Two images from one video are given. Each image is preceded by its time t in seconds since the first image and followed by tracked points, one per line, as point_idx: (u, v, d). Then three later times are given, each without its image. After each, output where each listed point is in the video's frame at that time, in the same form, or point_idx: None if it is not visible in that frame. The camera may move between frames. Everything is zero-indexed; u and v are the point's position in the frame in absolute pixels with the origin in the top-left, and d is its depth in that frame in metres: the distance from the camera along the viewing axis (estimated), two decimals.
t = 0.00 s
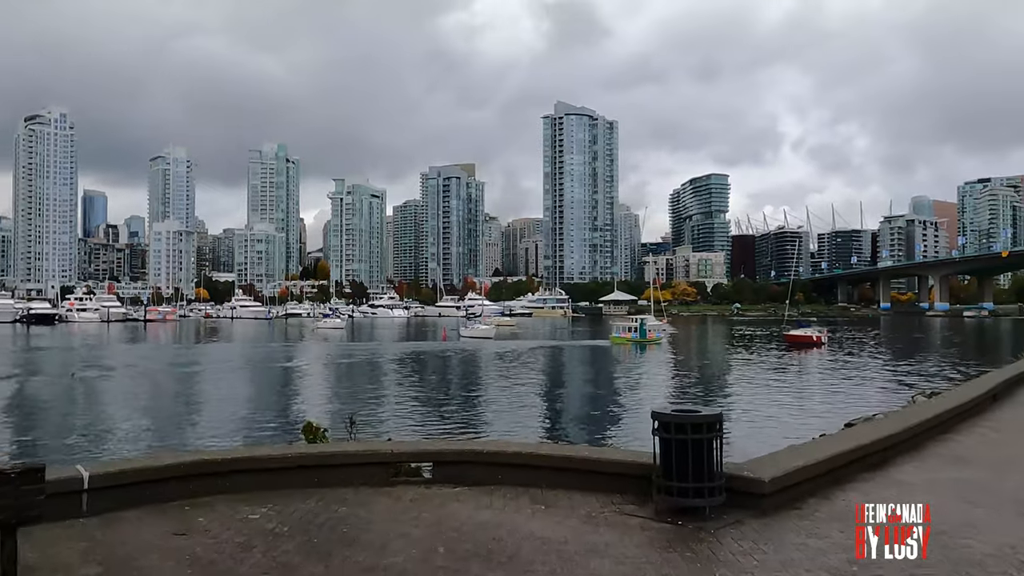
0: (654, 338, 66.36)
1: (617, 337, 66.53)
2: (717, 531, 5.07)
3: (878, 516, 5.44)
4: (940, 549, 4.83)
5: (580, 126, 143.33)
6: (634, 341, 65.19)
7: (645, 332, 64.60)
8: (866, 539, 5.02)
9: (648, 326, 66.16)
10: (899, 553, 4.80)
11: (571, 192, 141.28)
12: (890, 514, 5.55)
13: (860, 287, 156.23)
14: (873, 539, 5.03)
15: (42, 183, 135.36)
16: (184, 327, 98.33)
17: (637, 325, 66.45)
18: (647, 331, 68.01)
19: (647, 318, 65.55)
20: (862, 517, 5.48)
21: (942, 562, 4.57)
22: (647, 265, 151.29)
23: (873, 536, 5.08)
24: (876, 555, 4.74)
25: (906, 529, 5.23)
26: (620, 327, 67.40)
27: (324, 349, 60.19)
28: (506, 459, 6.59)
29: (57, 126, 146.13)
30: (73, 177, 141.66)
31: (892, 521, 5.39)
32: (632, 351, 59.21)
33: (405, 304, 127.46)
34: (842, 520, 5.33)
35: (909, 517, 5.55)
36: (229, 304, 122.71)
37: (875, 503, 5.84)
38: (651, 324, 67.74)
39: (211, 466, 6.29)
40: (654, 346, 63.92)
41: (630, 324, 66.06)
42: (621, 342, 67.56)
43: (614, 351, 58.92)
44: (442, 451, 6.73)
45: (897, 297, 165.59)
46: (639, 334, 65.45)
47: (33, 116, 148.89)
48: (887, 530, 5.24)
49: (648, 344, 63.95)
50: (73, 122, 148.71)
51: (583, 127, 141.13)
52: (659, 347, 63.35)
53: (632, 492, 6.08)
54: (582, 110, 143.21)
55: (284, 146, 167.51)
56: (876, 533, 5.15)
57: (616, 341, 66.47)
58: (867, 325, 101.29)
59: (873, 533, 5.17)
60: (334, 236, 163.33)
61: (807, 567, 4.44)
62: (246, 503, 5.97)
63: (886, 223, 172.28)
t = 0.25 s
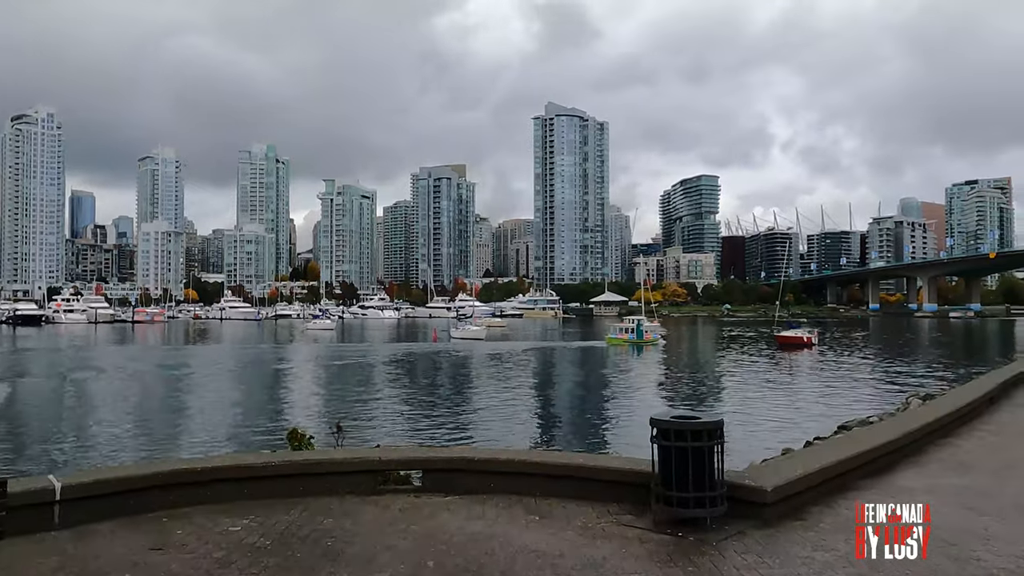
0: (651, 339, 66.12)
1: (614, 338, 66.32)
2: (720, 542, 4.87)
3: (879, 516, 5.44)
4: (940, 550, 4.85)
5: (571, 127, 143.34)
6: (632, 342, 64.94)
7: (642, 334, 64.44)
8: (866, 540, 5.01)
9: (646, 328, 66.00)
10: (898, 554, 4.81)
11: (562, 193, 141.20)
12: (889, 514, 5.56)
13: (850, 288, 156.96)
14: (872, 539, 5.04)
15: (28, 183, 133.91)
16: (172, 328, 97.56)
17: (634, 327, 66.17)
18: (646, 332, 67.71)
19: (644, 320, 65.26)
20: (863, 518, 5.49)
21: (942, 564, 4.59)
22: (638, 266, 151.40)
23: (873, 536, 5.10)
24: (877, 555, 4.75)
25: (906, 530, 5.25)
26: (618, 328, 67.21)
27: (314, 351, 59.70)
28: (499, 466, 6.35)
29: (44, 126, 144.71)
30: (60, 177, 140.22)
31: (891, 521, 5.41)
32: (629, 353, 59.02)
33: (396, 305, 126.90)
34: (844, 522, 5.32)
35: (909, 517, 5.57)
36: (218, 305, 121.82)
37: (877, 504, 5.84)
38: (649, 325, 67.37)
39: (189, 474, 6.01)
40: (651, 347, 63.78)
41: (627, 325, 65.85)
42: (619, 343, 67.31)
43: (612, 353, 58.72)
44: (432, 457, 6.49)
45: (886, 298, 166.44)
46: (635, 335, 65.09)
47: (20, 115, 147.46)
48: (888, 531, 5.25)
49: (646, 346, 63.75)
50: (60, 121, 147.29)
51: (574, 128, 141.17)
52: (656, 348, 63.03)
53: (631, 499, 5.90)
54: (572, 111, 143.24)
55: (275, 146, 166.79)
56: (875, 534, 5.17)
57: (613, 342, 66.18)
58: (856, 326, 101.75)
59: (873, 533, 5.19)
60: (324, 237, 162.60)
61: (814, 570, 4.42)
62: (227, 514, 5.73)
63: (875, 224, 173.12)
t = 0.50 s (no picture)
0: (651, 339, 66.15)
1: (614, 338, 66.31)
2: (726, 550, 4.64)
3: (878, 515, 5.34)
4: (942, 549, 4.76)
5: (564, 128, 143.35)
6: (631, 343, 64.91)
7: (641, 334, 64.43)
8: (865, 541, 4.91)
9: (644, 328, 65.97)
10: (898, 554, 4.71)
11: (555, 194, 141.12)
12: (890, 514, 5.46)
13: (842, 288, 157.35)
14: (871, 539, 4.94)
15: (19, 184, 132.84)
16: (164, 329, 96.93)
17: (633, 327, 66.16)
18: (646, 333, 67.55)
19: (643, 320, 65.23)
20: (862, 518, 5.38)
21: (944, 565, 4.50)
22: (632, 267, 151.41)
23: (872, 536, 5.00)
24: (876, 556, 4.65)
25: (906, 529, 5.15)
26: (618, 328, 67.11)
27: (306, 352, 59.32)
28: (495, 470, 6.11)
29: (36, 126, 144.10)
30: (52, 177, 139.50)
31: (892, 520, 5.31)
32: (628, 353, 58.91)
33: (389, 305, 126.50)
34: (844, 522, 5.21)
35: (907, 517, 5.49)
36: (210, 306, 121.19)
37: (876, 503, 5.75)
38: (649, 326, 67.15)
39: (172, 476, 5.76)
40: (650, 347, 63.80)
41: (626, 326, 65.80)
42: (618, 343, 67.29)
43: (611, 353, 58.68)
44: (425, 461, 6.25)
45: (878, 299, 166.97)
46: (634, 336, 64.97)
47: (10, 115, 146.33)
48: (887, 530, 5.15)
49: (645, 346, 63.77)
50: (51, 121, 146.25)
51: (567, 129, 141.20)
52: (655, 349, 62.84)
53: (631, 504, 5.67)
54: (566, 112, 143.27)
55: (268, 147, 166.23)
56: (874, 533, 5.07)
57: (613, 342, 66.09)
58: (849, 327, 101.98)
59: (872, 532, 5.10)
60: (318, 238, 162.06)
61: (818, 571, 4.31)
62: (212, 520, 5.49)
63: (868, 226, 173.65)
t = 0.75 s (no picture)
0: (653, 340, 66.07)
1: (617, 340, 66.23)
2: (738, 563, 4.45)
3: (877, 515, 5.36)
4: (940, 550, 4.81)
5: (560, 129, 143.19)
6: (633, 344, 64.82)
7: (643, 335, 64.36)
8: (865, 541, 4.92)
9: (646, 329, 65.90)
10: (900, 553, 4.73)
11: (551, 196, 140.86)
12: (889, 515, 5.50)
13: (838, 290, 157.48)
14: (872, 539, 4.95)
15: (13, 185, 132.01)
16: (159, 331, 96.30)
17: (636, 328, 66.06)
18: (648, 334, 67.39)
19: (646, 322, 65.12)
20: (862, 517, 5.40)
21: (944, 564, 4.53)
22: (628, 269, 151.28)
23: (873, 536, 5.01)
24: (875, 555, 4.68)
25: (905, 529, 5.19)
26: (620, 329, 67.01)
27: (301, 354, 58.94)
28: (494, 479, 5.87)
29: (29, 127, 143.34)
30: (46, 178, 138.73)
31: (891, 521, 5.34)
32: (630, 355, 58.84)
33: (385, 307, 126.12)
34: (844, 522, 5.21)
35: (908, 517, 5.54)
36: (205, 308, 120.74)
37: (876, 504, 5.77)
38: (651, 327, 67.31)
39: (154, 487, 5.51)
40: (652, 348, 63.78)
41: (628, 327, 65.73)
42: (620, 345, 67.19)
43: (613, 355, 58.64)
44: (422, 470, 6.00)
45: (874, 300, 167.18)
46: (636, 337, 64.86)
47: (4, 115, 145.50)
48: (887, 531, 5.18)
49: (647, 347, 63.76)
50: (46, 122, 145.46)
51: (563, 130, 141.04)
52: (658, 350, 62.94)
53: (639, 516, 5.47)
54: (562, 114, 143.08)
55: (263, 148, 165.66)
56: (875, 534, 5.08)
57: (615, 344, 65.92)
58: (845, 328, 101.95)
59: (872, 533, 5.11)
60: (313, 240, 161.55)
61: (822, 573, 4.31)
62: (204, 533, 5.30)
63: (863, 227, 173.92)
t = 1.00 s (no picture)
0: (655, 342, 66.08)
1: (620, 341, 66.26)
2: None
3: (873, 513, 5.37)
4: (938, 551, 4.83)
5: (557, 130, 143.09)
6: (636, 345, 64.77)
7: (647, 337, 64.50)
8: (864, 541, 4.93)
9: (649, 331, 65.85)
10: (898, 554, 4.73)
11: (548, 197, 140.64)
12: (888, 514, 5.50)
13: (833, 291, 157.64)
14: (870, 539, 4.95)
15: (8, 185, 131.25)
16: (154, 333, 95.80)
17: (638, 329, 66.10)
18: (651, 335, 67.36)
19: (648, 323, 65.13)
20: (861, 516, 5.37)
21: (942, 563, 4.55)
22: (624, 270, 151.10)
23: (872, 536, 5.01)
24: (876, 556, 4.65)
25: (904, 529, 5.21)
26: (622, 330, 67.03)
27: (298, 355, 58.71)
28: (492, 486, 5.63)
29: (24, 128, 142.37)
30: (40, 179, 137.83)
31: (890, 521, 5.36)
32: (633, 356, 58.83)
33: (381, 308, 125.76)
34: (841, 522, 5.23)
35: (908, 517, 5.56)
36: (200, 309, 120.13)
37: (873, 503, 5.75)
38: (653, 328, 67.33)
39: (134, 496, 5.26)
40: (656, 350, 63.75)
41: (631, 329, 65.75)
42: (623, 345, 67.24)
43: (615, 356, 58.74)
44: (418, 476, 5.76)
45: (869, 301, 167.41)
46: (640, 339, 64.84)
47: None
48: (886, 530, 5.20)
49: (650, 348, 63.80)
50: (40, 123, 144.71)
51: (560, 132, 140.93)
52: (661, 351, 62.95)
53: (644, 526, 5.24)
54: (558, 115, 142.90)
55: (259, 149, 165.18)
56: (871, 533, 5.09)
57: (618, 345, 65.84)
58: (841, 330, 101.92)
59: (871, 533, 5.10)
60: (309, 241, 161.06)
61: None
62: (189, 545, 5.06)
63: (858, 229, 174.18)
